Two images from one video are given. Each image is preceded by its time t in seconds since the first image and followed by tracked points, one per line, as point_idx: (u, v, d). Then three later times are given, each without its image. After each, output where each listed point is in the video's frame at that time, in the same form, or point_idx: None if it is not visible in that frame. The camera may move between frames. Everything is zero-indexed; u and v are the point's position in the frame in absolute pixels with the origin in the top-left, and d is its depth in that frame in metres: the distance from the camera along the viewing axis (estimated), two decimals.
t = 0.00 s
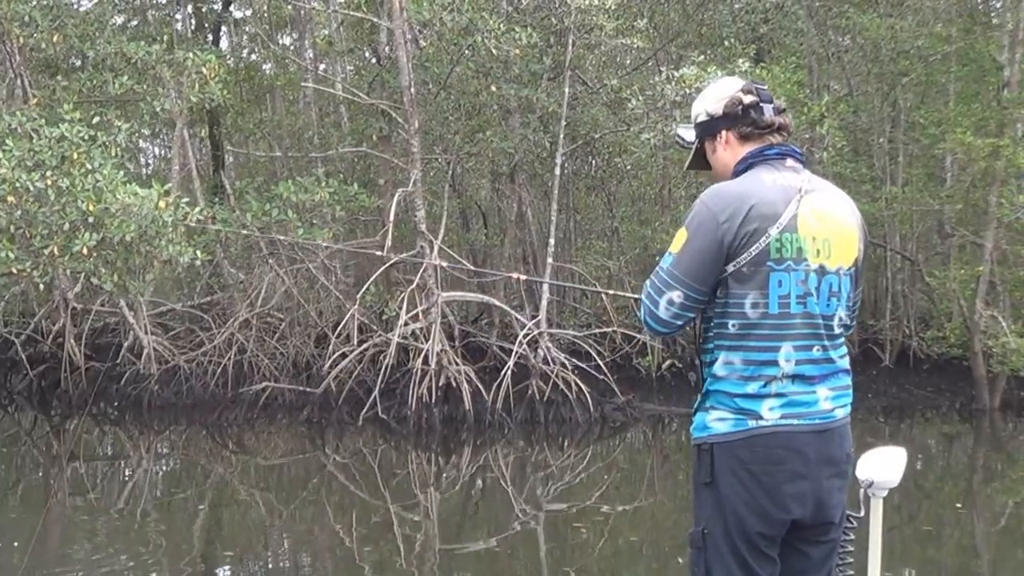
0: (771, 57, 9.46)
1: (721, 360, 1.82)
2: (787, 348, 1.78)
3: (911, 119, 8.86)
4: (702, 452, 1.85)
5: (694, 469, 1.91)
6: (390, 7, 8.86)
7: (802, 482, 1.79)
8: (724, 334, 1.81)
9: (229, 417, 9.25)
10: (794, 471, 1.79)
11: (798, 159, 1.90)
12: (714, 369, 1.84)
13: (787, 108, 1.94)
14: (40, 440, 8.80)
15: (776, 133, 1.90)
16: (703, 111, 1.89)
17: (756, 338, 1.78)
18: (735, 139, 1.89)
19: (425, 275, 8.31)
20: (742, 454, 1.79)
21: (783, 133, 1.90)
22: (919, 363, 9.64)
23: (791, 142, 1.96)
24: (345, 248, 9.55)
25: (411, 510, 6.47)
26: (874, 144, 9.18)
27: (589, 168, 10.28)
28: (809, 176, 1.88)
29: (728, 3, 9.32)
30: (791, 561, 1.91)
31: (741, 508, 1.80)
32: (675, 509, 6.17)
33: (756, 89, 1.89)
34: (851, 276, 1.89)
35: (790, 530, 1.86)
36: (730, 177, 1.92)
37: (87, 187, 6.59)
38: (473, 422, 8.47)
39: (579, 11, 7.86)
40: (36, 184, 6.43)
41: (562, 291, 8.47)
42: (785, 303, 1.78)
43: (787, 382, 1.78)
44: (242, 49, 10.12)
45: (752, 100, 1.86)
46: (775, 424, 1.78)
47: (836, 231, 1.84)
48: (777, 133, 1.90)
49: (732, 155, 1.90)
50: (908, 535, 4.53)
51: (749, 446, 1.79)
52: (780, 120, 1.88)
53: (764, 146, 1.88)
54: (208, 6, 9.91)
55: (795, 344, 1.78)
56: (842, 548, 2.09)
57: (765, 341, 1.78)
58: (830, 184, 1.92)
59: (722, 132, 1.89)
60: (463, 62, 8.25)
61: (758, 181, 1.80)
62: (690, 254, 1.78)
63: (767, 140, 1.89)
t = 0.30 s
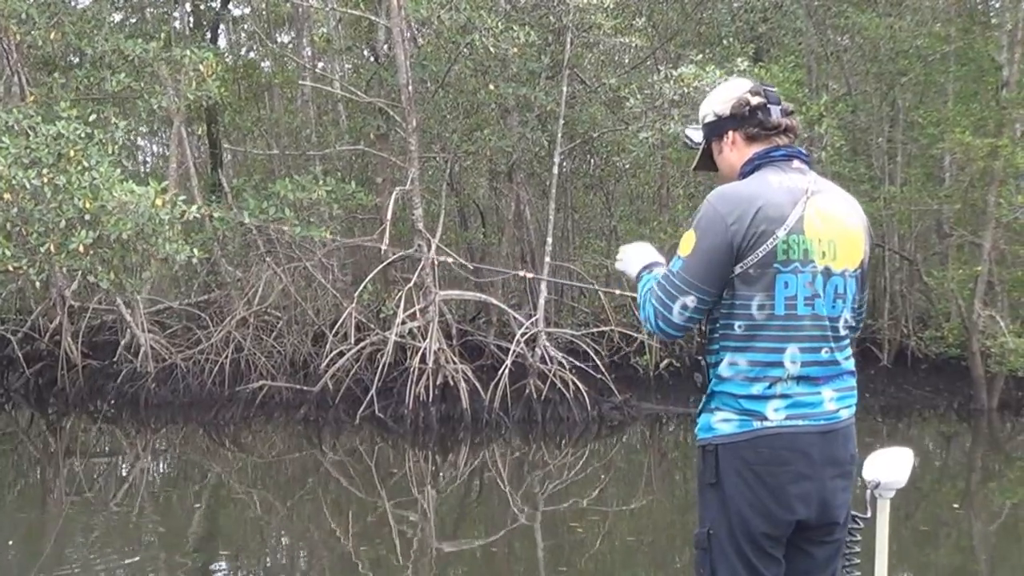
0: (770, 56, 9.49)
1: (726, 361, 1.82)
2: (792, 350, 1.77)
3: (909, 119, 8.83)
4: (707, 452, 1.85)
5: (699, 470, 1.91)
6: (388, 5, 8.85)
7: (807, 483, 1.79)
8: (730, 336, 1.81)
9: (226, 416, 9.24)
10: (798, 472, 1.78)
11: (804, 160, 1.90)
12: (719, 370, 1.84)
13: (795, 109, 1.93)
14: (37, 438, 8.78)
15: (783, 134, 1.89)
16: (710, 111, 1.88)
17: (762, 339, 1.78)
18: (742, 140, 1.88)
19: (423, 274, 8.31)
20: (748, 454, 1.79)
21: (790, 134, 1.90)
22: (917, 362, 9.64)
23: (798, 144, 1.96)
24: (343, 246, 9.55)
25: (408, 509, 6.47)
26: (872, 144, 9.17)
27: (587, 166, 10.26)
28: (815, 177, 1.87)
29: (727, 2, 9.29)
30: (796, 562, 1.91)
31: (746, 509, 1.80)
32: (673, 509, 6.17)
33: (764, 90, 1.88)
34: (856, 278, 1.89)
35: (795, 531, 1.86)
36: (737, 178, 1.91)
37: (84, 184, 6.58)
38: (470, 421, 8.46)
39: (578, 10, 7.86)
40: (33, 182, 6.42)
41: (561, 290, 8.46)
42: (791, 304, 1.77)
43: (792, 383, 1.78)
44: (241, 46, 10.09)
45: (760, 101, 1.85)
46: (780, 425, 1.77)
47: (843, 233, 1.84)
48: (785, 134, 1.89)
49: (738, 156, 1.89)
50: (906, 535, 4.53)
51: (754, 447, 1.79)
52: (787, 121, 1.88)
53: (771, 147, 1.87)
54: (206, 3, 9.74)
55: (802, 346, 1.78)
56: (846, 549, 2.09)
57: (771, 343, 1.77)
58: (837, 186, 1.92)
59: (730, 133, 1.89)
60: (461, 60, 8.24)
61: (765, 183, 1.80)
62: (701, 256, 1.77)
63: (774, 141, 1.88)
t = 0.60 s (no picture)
0: (763, 56, 9.50)
1: (724, 361, 1.81)
2: (790, 349, 1.77)
3: (902, 118, 8.69)
4: (705, 452, 1.84)
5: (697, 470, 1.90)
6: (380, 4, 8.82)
7: (806, 482, 1.78)
8: (728, 336, 1.80)
9: (217, 415, 9.21)
10: (797, 471, 1.78)
11: (801, 159, 1.89)
12: (717, 369, 1.83)
13: (791, 108, 1.92)
14: (28, 438, 8.75)
15: (779, 134, 1.88)
16: (705, 112, 1.88)
17: (759, 339, 1.77)
18: (738, 140, 1.87)
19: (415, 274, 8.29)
20: (745, 454, 1.78)
21: (786, 134, 1.89)
22: (909, 362, 9.65)
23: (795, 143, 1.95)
24: (335, 246, 9.52)
25: (400, 509, 6.45)
26: (864, 143, 9.18)
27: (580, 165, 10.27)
28: (812, 177, 1.87)
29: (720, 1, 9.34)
30: (793, 561, 1.90)
31: (744, 509, 1.79)
32: (666, 509, 6.16)
33: (759, 90, 1.87)
34: (853, 277, 1.89)
35: (793, 530, 1.85)
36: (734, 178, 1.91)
37: (74, 184, 6.54)
38: (462, 420, 8.45)
39: (570, 9, 7.84)
40: (23, 181, 6.40)
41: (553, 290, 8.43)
42: (788, 304, 1.77)
43: (790, 383, 1.77)
44: (233, 45, 10.05)
45: (756, 101, 1.84)
46: (778, 425, 1.76)
47: (839, 232, 1.83)
48: (781, 134, 1.88)
49: (735, 156, 1.88)
50: (900, 534, 4.52)
51: (752, 447, 1.78)
52: (783, 121, 1.87)
53: (768, 147, 1.86)
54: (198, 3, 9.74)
55: (799, 345, 1.77)
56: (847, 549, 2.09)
57: (768, 342, 1.77)
58: (833, 185, 1.91)
59: (726, 133, 1.88)
60: (452, 59, 8.22)
61: (761, 183, 1.79)
62: (692, 251, 1.76)
63: (770, 141, 1.87)
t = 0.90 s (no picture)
0: (753, 54, 9.51)
1: (719, 361, 1.80)
2: (785, 349, 1.76)
3: (891, 118, 8.73)
4: (702, 452, 1.84)
5: (696, 469, 1.89)
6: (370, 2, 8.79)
7: (803, 482, 1.77)
8: (723, 336, 1.79)
9: (205, 413, 9.17)
10: (794, 471, 1.76)
11: (793, 158, 1.88)
12: (712, 370, 1.82)
13: (780, 106, 1.90)
14: (14, 435, 8.69)
15: (768, 133, 1.86)
16: (695, 115, 1.88)
17: (754, 339, 1.76)
18: (728, 142, 1.87)
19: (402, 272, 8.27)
20: (742, 453, 1.77)
21: (776, 133, 1.87)
22: (897, 361, 9.68)
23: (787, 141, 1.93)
24: (324, 243, 9.49)
25: (388, 508, 6.42)
26: (854, 142, 9.18)
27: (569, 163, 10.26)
28: (804, 175, 1.85)
29: None
30: (792, 559, 1.89)
31: (741, 508, 1.78)
32: (655, 508, 6.16)
33: (747, 90, 1.85)
34: (850, 272, 1.87)
35: (792, 530, 1.84)
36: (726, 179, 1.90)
37: (61, 181, 6.48)
38: (450, 419, 8.43)
39: (559, 7, 7.83)
40: (8, 179, 6.34)
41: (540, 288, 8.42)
42: (782, 303, 1.75)
43: (786, 382, 1.76)
44: (222, 42, 10.00)
45: (743, 102, 1.83)
46: (775, 424, 1.75)
47: (832, 229, 1.82)
48: (770, 133, 1.86)
49: (726, 158, 1.88)
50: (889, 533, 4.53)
51: (749, 446, 1.77)
52: (772, 120, 1.85)
53: (758, 147, 1.85)
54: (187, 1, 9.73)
55: (794, 344, 1.76)
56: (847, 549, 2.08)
57: (762, 342, 1.76)
58: (826, 181, 1.90)
59: (715, 136, 1.87)
60: (441, 56, 8.19)
61: (752, 184, 1.78)
62: (670, 241, 1.76)
63: (760, 141, 1.86)
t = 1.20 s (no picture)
0: (742, 57, 9.50)
1: (718, 365, 1.80)
2: (783, 352, 1.75)
3: (880, 120, 8.63)
4: (702, 454, 1.84)
5: (695, 472, 1.90)
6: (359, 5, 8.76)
7: (802, 484, 1.77)
8: (722, 339, 1.79)
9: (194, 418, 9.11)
10: (793, 473, 1.76)
11: (791, 159, 1.86)
12: (711, 374, 1.83)
13: (779, 108, 1.90)
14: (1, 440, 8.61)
15: (767, 134, 1.85)
16: (693, 118, 1.87)
17: (753, 342, 1.75)
18: (726, 144, 1.85)
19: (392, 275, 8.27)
20: (741, 456, 1.78)
21: (774, 134, 1.86)
22: (888, 364, 9.70)
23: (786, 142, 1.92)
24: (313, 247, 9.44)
25: (379, 512, 6.39)
26: (843, 145, 9.19)
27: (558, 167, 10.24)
28: (803, 176, 1.84)
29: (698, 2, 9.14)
30: (792, 561, 1.88)
31: (740, 510, 1.78)
32: (647, 512, 6.15)
33: (745, 90, 1.84)
34: (849, 274, 1.86)
35: (792, 531, 1.84)
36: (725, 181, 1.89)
37: (49, 185, 6.42)
38: (440, 423, 8.40)
39: (549, 10, 7.82)
40: None
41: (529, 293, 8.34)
42: (780, 306, 1.74)
43: (785, 385, 1.76)
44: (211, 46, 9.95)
45: (741, 103, 1.82)
46: (773, 426, 1.75)
47: (831, 231, 1.81)
48: (768, 134, 1.86)
49: (724, 160, 1.87)
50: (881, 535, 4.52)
51: (747, 449, 1.77)
52: (770, 121, 1.84)
53: (756, 150, 1.84)
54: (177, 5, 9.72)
55: (792, 348, 1.75)
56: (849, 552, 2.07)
57: (761, 346, 1.75)
58: (826, 181, 1.88)
59: (714, 138, 1.86)
60: (430, 59, 8.17)
61: (750, 186, 1.77)
62: (672, 250, 1.75)
63: (758, 142, 1.85)
